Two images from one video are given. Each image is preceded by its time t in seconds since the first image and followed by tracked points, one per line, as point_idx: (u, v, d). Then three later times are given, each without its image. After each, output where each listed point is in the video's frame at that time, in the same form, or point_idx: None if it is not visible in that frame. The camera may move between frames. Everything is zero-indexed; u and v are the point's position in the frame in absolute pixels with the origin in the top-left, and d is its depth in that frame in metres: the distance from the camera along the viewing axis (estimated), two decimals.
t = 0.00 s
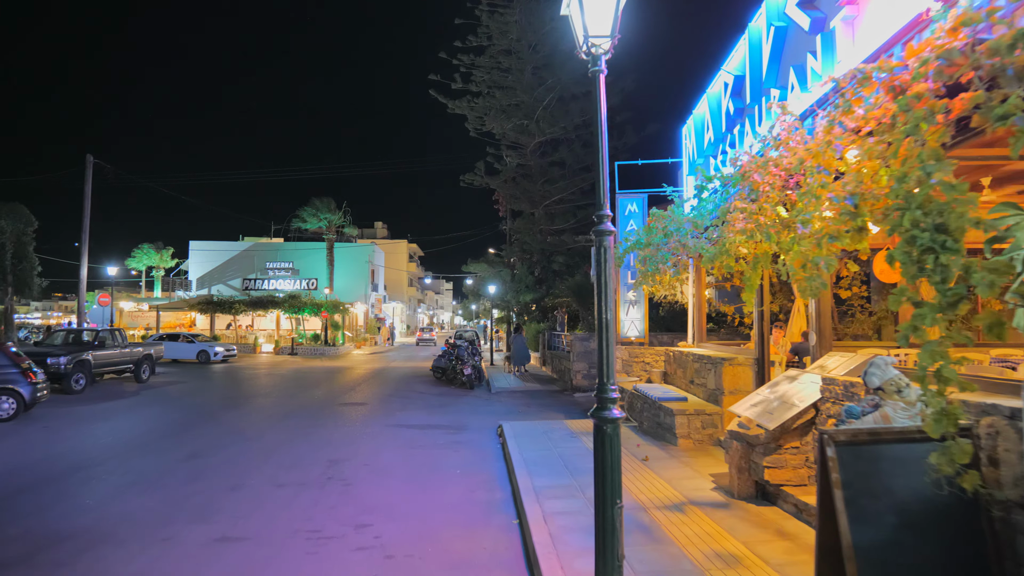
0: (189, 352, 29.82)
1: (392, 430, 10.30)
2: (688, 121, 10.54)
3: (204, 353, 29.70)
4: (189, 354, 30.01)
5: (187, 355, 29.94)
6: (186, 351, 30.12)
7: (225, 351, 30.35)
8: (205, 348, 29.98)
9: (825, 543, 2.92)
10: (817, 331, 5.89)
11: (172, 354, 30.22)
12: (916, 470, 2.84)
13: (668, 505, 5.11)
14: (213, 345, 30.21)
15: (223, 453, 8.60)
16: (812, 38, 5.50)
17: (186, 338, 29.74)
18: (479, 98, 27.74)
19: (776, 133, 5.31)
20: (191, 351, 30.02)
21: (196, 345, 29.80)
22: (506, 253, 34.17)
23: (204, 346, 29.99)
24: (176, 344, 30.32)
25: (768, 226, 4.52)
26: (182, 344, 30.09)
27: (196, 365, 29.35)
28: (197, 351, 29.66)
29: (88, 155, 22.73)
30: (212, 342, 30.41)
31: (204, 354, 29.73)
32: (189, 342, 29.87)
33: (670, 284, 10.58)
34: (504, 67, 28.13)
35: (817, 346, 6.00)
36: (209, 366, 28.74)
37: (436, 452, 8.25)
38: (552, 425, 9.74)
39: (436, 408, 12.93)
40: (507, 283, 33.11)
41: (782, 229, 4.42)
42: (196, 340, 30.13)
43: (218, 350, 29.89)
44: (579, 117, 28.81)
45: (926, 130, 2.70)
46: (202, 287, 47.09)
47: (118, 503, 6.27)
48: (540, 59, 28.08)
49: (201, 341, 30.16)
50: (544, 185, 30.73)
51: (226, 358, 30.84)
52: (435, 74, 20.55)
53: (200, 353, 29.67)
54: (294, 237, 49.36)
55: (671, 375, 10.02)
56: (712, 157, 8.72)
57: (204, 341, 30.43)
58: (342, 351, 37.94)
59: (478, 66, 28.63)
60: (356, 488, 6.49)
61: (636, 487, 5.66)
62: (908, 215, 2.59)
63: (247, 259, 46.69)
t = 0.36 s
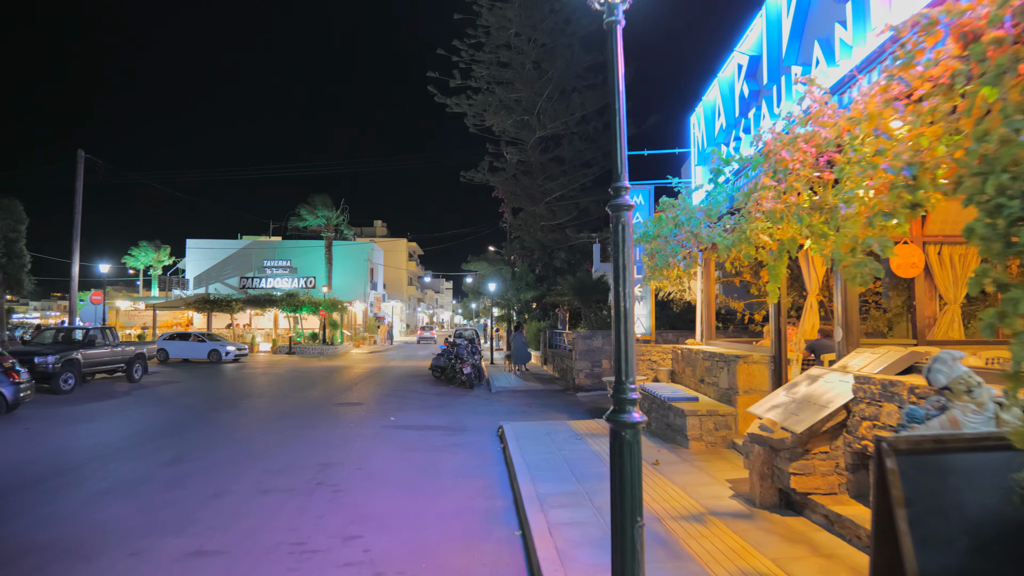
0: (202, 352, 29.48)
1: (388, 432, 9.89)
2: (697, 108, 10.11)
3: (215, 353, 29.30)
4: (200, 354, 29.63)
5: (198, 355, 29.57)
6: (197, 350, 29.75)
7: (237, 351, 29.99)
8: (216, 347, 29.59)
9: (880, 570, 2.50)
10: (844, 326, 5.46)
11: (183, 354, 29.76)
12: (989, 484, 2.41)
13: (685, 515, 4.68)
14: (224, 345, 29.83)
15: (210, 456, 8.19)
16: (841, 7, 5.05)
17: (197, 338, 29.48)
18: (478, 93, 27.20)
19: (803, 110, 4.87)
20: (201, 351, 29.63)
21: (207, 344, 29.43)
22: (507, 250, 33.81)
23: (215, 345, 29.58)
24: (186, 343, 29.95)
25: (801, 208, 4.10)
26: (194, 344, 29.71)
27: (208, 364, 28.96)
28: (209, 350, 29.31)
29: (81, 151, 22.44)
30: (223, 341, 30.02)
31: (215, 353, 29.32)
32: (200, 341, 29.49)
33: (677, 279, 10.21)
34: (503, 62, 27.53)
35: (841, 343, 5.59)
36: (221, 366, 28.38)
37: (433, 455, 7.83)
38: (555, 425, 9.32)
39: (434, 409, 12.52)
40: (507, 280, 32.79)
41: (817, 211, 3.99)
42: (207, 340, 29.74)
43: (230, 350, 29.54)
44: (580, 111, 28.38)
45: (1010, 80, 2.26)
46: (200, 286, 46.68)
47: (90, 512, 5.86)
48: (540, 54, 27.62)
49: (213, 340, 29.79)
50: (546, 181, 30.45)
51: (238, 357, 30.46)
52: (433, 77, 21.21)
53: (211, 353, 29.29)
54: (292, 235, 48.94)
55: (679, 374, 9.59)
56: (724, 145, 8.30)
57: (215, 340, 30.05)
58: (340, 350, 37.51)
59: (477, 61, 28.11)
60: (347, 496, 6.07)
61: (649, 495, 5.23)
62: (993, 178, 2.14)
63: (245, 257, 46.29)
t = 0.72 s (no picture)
0: (211, 351, 29.11)
1: (383, 435, 9.48)
2: (706, 99, 9.70)
3: (226, 353, 28.94)
4: (211, 352, 29.28)
5: (209, 353, 29.22)
6: (208, 348, 29.38)
7: (247, 350, 29.61)
8: (228, 345, 29.24)
9: None
10: (877, 324, 5.01)
11: (193, 353, 29.39)
12: None
13: (707, 534, 4.27)
14: (234, 343, 29.46)
15: (195, 463, 7.78)
16: None
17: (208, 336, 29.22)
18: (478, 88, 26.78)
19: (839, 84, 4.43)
20: (211, 350, 29.27)
21: (218, 342, 29.07)
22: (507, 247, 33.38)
23: (226, 343, 29.20)
24: (196, 342, 29.61)
25: (842, 194, 3.67)
26: (203, 342, 29.40)
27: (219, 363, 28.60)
28: (220, 348, 28.98)
29: (73, 145, 22.04)
30: (234, 340, 29.62)
31: (226, 352, 28.93)
32: (211, 339, 29.21)
33: (688, 276, 9.78)
34: (504, 56, 27.11)
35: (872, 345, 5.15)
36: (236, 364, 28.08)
37: (432, 462, 7.42)
38: (559, 429, 8.89)
39: (433, 410, 12.09)
40: (508, 278, 32.05)
41: (863, 196, 3.55)
42: (218, 337, 29.39)
43: (241, 348, 29.16)
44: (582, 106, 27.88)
45: None
46: (197, 283, 46.31)
47: (62, 526, 5.45)
48: (542, 48, 27.15)
49: (223, 338, 29.42)
50: (547, 177, 30.11)
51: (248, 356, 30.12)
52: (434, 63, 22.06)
53: (221, 351, 28.96)
54: (291, 232, 48.50)
55: (690, 375, 9.16)
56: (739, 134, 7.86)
57: (226, 338, 29.71)
58: (339, 348, 37.11)
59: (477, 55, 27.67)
60: (338, 509, 5.65)
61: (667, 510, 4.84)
62: None
63: (242, 254, 45.94)
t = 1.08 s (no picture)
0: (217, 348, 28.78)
1: (378, 437, 9.03)
2: (717, 87, 9.29)
3: (229, 350, 28.58)
4: (215, 349, 28.93)
5: (213, 350, 28.88)
6: (211, 346, 29.04)
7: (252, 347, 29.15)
8: (232, 343, 28.80)
9: None
10: (916, 322, 4.60)
11: (196, 350, 29.12)
12: None
13: (735, 553, 3.86)
14: (240, 340, 28.97)
15: (178, 469, 7.35)
16: None
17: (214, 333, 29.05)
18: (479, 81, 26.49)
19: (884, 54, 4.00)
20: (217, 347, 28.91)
21: (223, 339, 28.71)
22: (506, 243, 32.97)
23: (230, 340, 28.79)
24: (201, 339, 29.24)
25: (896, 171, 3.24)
26: (207, 340, 29.08)
27: (222, 361, 28.23)
28: (224, 346, 28.59)
29: (62, 139, 21.56)
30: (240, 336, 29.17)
31: (230, 349, 28.54)
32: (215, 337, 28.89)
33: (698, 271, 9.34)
34: (507, 49, 27.04)
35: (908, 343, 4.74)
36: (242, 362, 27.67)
37: (430, 467, 6.99)
38: (563, 431, 8.47)
39: (430, 411, 11.65)
40: (507, 274, 31.50)
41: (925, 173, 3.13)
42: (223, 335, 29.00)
43: (246, 346, 28.64)
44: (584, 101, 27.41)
45: None
46: (192, 280, 45.84)
47: (23, 541, 4.97)
48: (545, 41, 26.79)
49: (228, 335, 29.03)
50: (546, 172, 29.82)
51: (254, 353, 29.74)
52: (434, 51, 22.42)
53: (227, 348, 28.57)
54: (287, 229, 47.99)
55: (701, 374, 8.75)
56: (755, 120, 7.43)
57: (232, 336, 29.32)
58: (336, 346, 36.66)
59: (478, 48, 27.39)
60: (327, 522, 5.22)
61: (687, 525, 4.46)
62: None
63: (238, 251, 45.47)
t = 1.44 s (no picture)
0: (218, 347, 28.36)
1: (370, 440, 8.61)
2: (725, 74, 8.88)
3: (231, 349, 28.16)
4: (217, 348, 28.47)
5: (215, 349, 28.45)
6: (212, 345, 28.55)
7: (255, 346, 28.62)
8: (234, 342, 28.39)
9: None
10: (956, 320, 4.26)
11: (196, 350, 28.65)
12: None
13: None
14: (242, 339, 28.51)
15: (157, 475, 6.93)
16: None
17: (217, 331, 28.72)
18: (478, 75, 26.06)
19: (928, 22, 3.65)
20: (218, 346, 28.45)
21: (225, 339, 28.29)
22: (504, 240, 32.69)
23: (232, 340, 28.37)
24: (202, 338, 28.77)
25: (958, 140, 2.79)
26: (209, 339, 28.60)
27: (224, 360, 27.81)
28: (226, 346, 28.14)
29: (50, 133, 21.04)
30: (242, 335, 28.67)
31: (232, 348, 28.13)
32: (218, 335, 28.47)
33: (705, 266, 8.95)
34: (505, 43, 26.56)
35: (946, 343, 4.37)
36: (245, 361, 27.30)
37: (424, 473, 6.58)
38: (566, 434, 8.08)
39: (426, 412, 11.22)
40: (505, 272, 31.09)
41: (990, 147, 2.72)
42: (225, 334, 28.57)
43: (248, 346, 28.09)
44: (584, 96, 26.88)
45: None
46: (187, 278, 45.38)
47: None
48: (544, 36, 26.34)
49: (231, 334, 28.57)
50: (545, 168, 29.47)
51: (256, 352, 29.35)
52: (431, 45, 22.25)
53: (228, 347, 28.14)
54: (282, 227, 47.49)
55: (710, 374, 8.34)
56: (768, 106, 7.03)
57: (233, 334, 28.91)
58: (332, 345, 36.22)
59: (477, 42, 26.95)
60: (310, 537, 4.81)
61: (706, 541, 4.07)
62: None
63: (233, 249, 45.00)
